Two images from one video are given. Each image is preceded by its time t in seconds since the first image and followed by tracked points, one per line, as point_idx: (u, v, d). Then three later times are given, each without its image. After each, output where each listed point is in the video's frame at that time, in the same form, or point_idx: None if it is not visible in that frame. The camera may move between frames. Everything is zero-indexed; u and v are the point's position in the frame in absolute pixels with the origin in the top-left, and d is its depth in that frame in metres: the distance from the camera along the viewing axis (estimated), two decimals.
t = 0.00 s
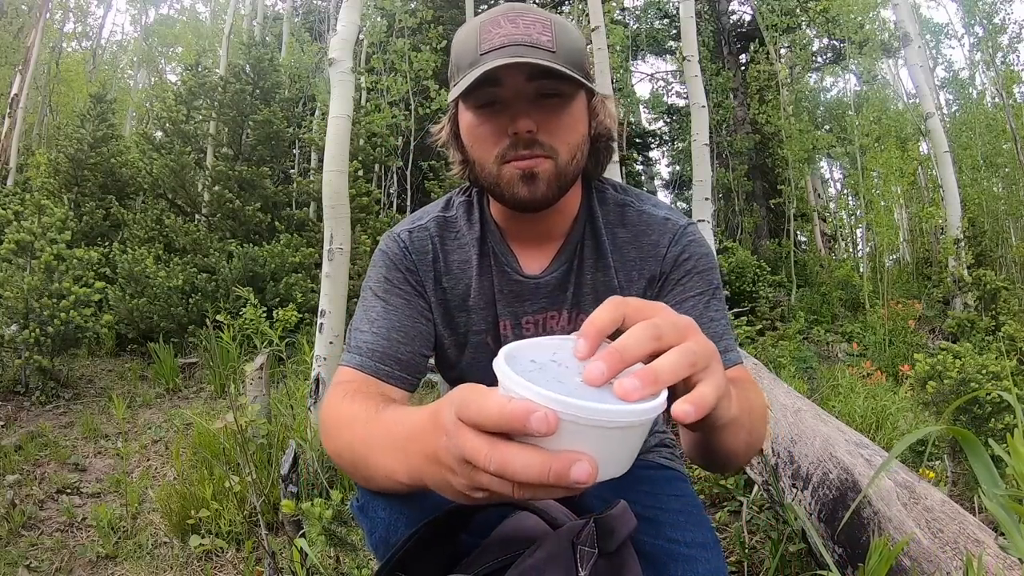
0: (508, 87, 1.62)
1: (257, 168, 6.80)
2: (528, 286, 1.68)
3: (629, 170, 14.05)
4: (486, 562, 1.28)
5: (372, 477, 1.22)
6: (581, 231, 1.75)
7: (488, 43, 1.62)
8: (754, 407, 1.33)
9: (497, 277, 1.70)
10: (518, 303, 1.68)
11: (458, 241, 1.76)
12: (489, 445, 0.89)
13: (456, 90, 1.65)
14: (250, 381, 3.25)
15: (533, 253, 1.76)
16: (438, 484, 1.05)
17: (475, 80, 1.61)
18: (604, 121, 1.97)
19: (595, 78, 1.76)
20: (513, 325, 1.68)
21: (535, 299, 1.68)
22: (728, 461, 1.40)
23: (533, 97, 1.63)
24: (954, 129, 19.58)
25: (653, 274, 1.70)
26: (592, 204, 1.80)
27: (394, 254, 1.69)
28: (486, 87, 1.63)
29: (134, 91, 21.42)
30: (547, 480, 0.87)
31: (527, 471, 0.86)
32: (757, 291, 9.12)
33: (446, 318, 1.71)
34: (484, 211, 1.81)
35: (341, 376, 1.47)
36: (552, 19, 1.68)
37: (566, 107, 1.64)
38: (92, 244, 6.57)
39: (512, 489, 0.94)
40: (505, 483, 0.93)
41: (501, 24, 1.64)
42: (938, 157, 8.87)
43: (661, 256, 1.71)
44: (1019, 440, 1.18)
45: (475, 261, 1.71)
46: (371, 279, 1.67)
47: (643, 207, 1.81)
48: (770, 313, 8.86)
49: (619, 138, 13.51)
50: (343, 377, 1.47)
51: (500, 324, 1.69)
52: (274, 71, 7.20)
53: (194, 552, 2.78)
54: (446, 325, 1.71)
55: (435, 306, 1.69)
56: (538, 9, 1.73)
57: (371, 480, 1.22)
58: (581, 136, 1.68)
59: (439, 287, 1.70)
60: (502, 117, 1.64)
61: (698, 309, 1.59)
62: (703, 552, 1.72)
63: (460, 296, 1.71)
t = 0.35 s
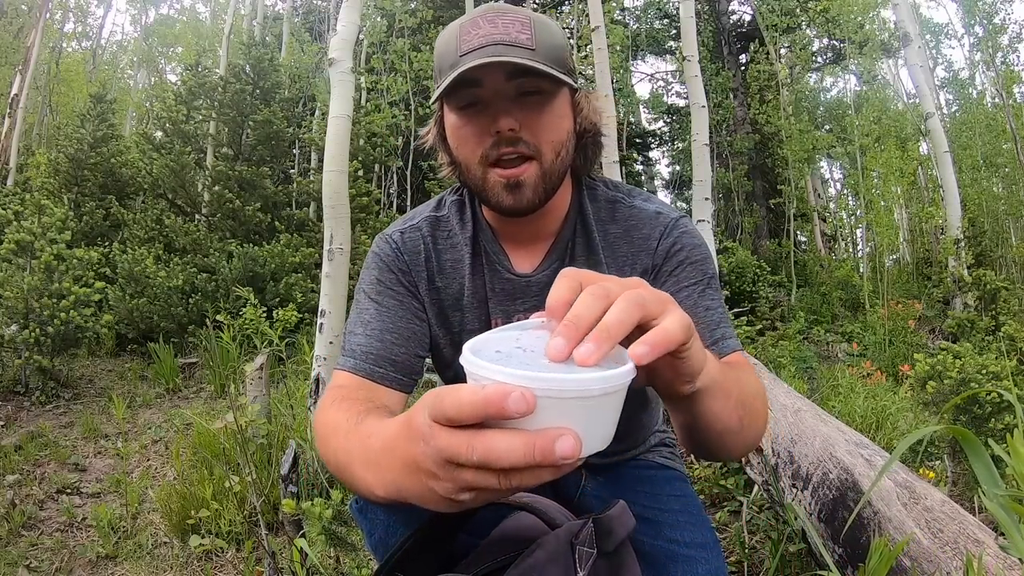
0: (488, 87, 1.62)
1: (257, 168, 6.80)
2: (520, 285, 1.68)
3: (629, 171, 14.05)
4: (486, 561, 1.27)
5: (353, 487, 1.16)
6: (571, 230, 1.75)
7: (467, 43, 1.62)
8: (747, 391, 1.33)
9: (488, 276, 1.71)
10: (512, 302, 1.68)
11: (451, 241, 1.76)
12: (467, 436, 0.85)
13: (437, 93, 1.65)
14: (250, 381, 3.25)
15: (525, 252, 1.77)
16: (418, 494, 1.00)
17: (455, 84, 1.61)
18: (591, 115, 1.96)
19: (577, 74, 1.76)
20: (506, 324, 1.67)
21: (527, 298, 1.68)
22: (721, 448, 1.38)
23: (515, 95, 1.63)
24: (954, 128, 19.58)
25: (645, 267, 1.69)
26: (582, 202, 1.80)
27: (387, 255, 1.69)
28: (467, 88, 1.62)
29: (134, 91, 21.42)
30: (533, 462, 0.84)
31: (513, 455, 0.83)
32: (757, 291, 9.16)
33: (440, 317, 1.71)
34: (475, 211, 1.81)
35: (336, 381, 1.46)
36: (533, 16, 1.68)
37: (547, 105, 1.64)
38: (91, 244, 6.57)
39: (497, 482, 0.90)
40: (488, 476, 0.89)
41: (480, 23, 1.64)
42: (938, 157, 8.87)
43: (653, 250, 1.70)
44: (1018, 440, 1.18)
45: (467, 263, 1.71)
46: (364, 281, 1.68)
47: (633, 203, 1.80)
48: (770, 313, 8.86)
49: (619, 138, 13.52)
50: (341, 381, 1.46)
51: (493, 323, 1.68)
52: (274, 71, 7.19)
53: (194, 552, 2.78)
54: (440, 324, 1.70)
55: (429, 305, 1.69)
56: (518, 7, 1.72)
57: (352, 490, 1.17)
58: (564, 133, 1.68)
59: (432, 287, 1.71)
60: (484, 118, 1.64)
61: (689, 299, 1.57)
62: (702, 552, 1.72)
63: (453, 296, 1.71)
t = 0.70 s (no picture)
0: (489, 85, 1.61)
1: (257, 168, 6.80)
2: (519, 284, 1.67)
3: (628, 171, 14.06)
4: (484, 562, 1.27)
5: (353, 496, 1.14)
6: (569, 230, 1.75)
7: (467, 43, 1.62)
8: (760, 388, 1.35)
9: (486, 275, 1.71)
10: (511, 300, 1.67)
11: (450, 241, 1.77)
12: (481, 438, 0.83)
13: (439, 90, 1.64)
14: (250, 381, 3.25)
15: (524, 252, 1.76)
16: (425, 506, 0.98)
17: (456, 82, 1.60)
18: (591, 114, 1.96)
19: (577, 73, 1.76)
20: (505, 324, 1.66)
21: (526, 297, 1.67)
22: (737, 435, 1.40)
23: (516, 93, 1.62)
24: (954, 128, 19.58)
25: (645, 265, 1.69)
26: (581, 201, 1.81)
27: (385, 257, 1.70)
28: (468, 86, 1.61)
29: (134, 91, 21.43)
30: (540, 452, 0.83)
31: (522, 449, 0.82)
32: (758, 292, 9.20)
33: (439, 318, 1.71)
34: (474, 211, 1.81)
35: (332, 384, 1.46)
36: (532, 16, 1.69)
37: (547, 101, 1.63)
38: (92, 244, 6.58)
39: (511, 481, 0.89)
40: (503, 474, 0.89)
41: (478, 24, 1.65)
42: (938, 157, 8.87)
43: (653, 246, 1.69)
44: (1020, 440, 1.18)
45: (465, 261, 1.72)
46: (362, 282, 1.69)
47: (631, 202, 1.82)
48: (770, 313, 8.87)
49: (619, 138, 13.53)
50: (336, 385, 1.45)
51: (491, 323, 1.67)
52: (274, 71, 7.17)
53: (194, 553, 2.78)
54: (438, 326, 1.70)
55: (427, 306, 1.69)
56: (517, 7, 1.73)
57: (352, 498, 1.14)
58: (565, 131, 1.68)
59: (430, 287, 1.71)
60: (484, 115, 1.63)
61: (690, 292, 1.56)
62: (702, 552, 1.71)
63: (450, 296, 1.71)
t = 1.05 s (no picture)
0: (475, 85, 1.63)
1: (257, 168, 6.79)
2: (511, 283, 1.67)
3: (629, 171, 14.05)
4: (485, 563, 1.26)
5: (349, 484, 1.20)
6: (559, 225, 1.73)
7: (453, 43, 1.63)
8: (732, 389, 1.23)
9: (479, 275, 1.70)
10: (505, 300, 1.67)
11: (441, 244, 1.76)
12: (384, 410, 0.98)
13: (426, 92, 1.66)
14: (250, 381, 3.26)
15: (515, 249, 1.76)
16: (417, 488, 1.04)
17: (443, 83, 1.62)
18: (573, 112, 1.97)
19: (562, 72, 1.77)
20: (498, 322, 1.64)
21: (519, 295, 1.67)
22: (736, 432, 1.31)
23: (501, 93, 1.64)
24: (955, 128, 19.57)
25: (630, 252, 1.66)
26: (569, 192, 1.79)
27: (378, 262, 1.70)
28: (454, 87, 1.64)
29: (134, 91, 21.43)
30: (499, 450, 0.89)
31: (399, 438, 0.94)
32: (758, 292, 9.23)
33: (433, 320, 1.70)
34: (465, 212, 1.81)
35: (330, 388, 1.46)
36: (517, 17, 1.70)
37: (532, 102, 1.65)
38: (92, 244, 6.58)
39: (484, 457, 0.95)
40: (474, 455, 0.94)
41: (463, 24, 1.65)
42: (938, 157, 8.87)
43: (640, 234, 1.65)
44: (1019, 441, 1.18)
45: (458, 261, 1.71)
46: (357, 289, 1.69)
47: (618, 191, 1.79)
48: (770, 313, 8.88)
49: (619, 138, 13.53)
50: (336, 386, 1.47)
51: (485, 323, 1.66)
52: (274, 71, 7.17)
53: (194, 553, 2.78)
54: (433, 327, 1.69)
55: (420, 308, 1.69)
56: (501, 9, 1.74)
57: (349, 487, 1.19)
58: (551, 129, 1.69)
59: (423, 290, 1.70)
60: (471, 116, 1.65)
61: (670, 277, 1.51)
62: (702, 552, 1.72)
63: (443, 298, 1.70)
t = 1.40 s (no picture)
0: (477, 84, 1.63)
1: (257, 168, 6.78)
2: (512, 281, 1.67)
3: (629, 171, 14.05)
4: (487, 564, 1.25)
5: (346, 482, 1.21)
6: (560, 223, 1.73)
7: (455, 42, 1.63)
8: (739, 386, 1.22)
9: (480, 274, 1.70)
10: (505, 298, 1.66)
11: (440, 243, 1.76)
12: (377, 401, 0.98)
13: (428, 91, 1.66)
14: (250, 381, 3.25)
15: (516, 247, 1.76)
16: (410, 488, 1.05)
17: (446, 81, 1.62)
18: (576, 113, 1.97)
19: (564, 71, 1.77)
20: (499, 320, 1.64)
21: (519, 293, 1.66)
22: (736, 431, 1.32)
23: (502, 92, 1.64)
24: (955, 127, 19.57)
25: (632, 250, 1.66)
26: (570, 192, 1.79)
27: (378, 262, 1.71)
28: (455, 86, 1.64)
29: (134, 91, 21.44)
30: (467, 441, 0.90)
31: (389, 428, 0.94)
32: (758, 291, 9.22)
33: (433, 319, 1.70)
34: (465, 211, 1.80)
35: (329, 389, 1.45)
36: (520, 16, 1.69)
37: (535, 101, 1.65)
38: (92, 244, 6.58)
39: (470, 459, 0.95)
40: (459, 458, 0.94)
41: (466, 23, 1.65)
42: (938, 157, 8.87)
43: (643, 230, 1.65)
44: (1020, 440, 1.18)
45: (458, 261, 1.71)
46: (356, 291, 1.70)
47: (620, 189, 1.79)
48: (770, 313, 8.88)
49: (620, 138, 13.53)
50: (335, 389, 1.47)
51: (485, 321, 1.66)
52: (274, 71, 7.15)
53: (194, 553, 2.78)
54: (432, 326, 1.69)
55: (420, 307, 1.69)
56: (504, 9, 1.74)
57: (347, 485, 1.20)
58: (553, 128, 1.69)
59: (423, 290, 1.70)
60: (472, 114, 1.65)
61: (672, 271, 1.52)
62: (703, 552, 1.72)
63: (443, 298, 1.70)
